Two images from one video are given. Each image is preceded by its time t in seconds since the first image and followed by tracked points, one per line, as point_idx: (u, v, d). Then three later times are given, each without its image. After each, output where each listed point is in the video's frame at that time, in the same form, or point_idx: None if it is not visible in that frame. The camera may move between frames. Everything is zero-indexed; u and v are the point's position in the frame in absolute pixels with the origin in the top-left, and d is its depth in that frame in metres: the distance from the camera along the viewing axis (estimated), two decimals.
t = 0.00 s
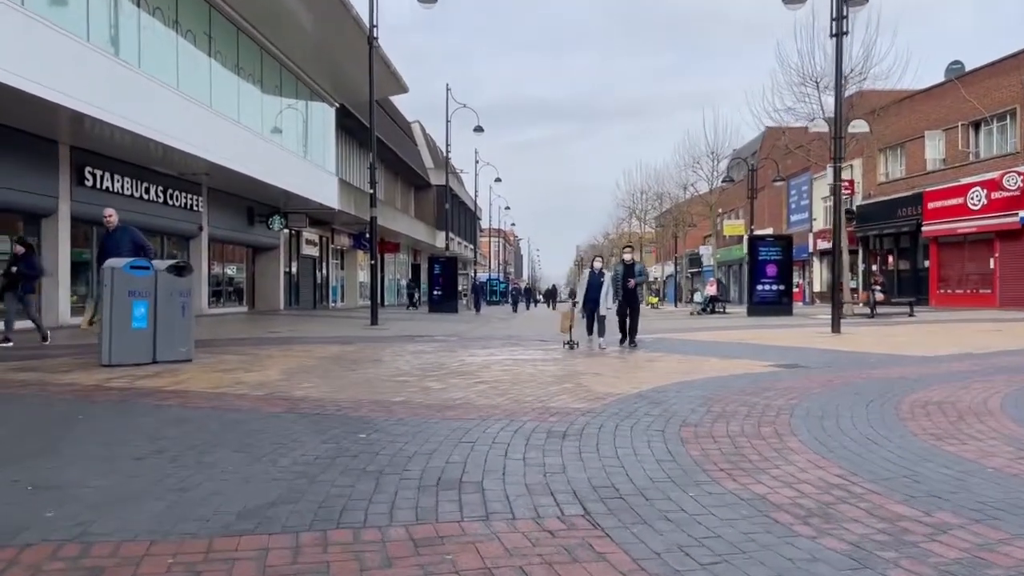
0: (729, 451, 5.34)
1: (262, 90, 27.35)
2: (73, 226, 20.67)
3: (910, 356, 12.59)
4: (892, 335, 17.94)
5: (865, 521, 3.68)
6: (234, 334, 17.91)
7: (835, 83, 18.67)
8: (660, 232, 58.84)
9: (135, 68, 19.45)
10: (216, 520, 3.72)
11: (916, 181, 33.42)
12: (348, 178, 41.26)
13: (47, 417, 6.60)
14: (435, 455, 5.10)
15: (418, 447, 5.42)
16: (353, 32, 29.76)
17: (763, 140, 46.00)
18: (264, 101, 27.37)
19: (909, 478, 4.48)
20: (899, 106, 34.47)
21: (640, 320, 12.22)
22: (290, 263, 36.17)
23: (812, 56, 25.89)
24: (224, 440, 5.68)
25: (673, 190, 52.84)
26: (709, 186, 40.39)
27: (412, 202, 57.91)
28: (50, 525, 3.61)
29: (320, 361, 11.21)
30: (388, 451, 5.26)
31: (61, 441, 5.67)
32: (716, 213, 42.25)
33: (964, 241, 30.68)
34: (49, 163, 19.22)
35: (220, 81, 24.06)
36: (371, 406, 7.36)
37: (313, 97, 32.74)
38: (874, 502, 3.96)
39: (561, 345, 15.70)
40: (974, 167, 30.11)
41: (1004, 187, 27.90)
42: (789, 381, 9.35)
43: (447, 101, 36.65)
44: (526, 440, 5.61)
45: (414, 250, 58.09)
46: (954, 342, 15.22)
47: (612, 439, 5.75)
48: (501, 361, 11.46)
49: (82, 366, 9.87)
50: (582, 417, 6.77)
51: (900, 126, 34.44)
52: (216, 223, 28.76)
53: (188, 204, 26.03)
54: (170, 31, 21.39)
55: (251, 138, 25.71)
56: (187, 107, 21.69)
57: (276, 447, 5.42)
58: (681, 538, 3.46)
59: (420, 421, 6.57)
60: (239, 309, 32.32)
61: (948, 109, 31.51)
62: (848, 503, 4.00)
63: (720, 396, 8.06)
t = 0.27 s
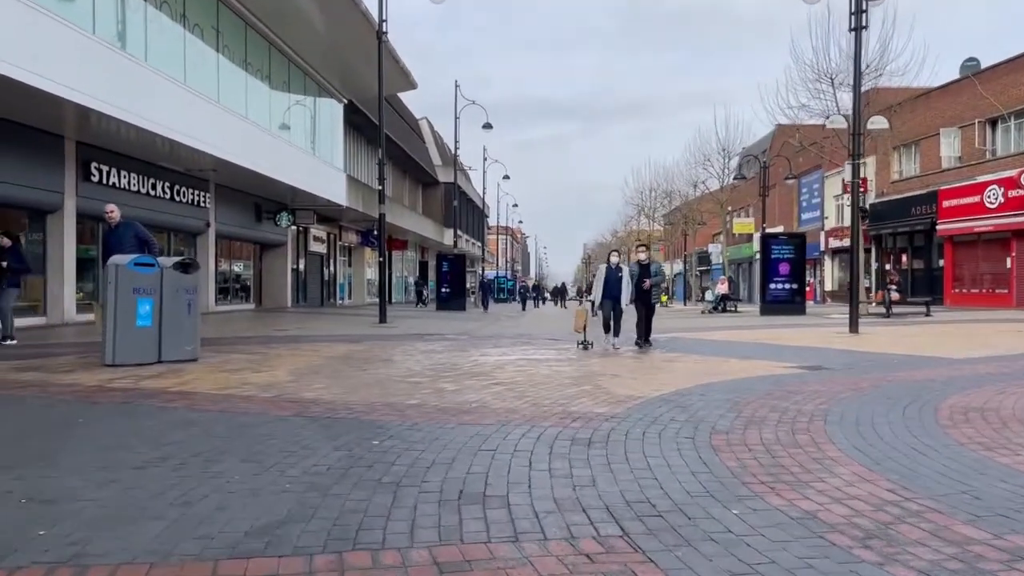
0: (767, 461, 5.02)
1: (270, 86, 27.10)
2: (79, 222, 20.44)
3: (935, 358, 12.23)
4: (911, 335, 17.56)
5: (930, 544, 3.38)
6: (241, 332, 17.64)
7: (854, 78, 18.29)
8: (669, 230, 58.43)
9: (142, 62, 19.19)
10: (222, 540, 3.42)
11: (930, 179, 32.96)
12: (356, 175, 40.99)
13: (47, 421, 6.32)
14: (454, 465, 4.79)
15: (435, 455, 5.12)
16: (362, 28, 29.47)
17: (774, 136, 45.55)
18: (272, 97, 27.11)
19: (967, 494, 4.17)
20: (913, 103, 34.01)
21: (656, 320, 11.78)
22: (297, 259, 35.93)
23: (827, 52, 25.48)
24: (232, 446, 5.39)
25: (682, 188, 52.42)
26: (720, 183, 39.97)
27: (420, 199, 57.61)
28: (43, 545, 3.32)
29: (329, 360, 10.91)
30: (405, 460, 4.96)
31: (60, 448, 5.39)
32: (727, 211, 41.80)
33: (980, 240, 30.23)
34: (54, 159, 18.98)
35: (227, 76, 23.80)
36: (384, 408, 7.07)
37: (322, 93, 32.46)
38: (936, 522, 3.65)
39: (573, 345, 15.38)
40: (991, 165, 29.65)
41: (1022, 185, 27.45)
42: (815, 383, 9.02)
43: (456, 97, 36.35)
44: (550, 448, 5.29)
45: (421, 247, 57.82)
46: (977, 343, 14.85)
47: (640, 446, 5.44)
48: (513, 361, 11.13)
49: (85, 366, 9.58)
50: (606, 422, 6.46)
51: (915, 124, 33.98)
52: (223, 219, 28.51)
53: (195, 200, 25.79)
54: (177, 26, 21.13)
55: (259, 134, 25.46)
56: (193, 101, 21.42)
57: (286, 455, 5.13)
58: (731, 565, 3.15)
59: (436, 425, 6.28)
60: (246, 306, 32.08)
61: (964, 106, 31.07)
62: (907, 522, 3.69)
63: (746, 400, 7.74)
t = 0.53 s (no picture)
0: (807, 474, 4.70)
1: (277, 82, 26.81)
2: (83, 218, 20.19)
3: (961, 359, 11.87)
4: (930, 335, 17.18)
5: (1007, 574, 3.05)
6: (247, 331, 17.38)
7: (872, 73, 17.90)
8: (678, 228, 58.02)
9: (147, 56, 18.92)
10: (225, 566, 3.11)
11: (945, 177, 32.50)
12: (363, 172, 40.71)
13: (45, 425, 6.03)
14: (474, 477, 4.48)
15: (452, 465, 4.81)
16: (370, 23, 29.16)
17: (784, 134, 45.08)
18: (279, 93, 26.84)
19: None
20: (928, 99, 33.55)
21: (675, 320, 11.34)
22: (304, 257, 35.68)
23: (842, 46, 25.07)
24: (237, 455, 5.10)
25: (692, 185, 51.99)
26: (731, 180, 39.54)
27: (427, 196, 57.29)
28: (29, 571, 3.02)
29: (337, 361, 10.62)
30: (421, 471, 4.65)
31: (55, 455, 5.09)
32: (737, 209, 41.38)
33: (996, 238, 29.79)
34: (59, 154, 18.73)
35: (234, 71, 23.52)
36: (396, 412, 6.77)
37: (329, 89, 32.18)
38: (1008, 548, 3.33)
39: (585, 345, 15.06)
40: (1007, 162, 29.18)
41: None
42: (843, 387, 8.69)
43: (464, 94, 36.02)
44: (574, 457, 4.98)
45: (428, 244, 57.55)
46: (1002, 344, 14.46)
47: (669, 455, 5.12)
48: (526, 362, 10.81)
49: (87, 365, 9.30)
50: (631, 427, 6.13)
51: (929, 121, 33.51)
52: (229, 216, 28.26)
53: (201, 197, 25.55)
54: (184, 20, 20.84)
55: (266, 129, 25.19)
56: (200, 96, 21.17)
57: (295, 465, 4.83)
58: None
59: (452, 431, 5.97)
60: (252, 304, 31.84)
61: (980, 102, 30.61)
62: (975, 547, 3.37)
63: (774, 404, 7.41)
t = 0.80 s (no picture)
0: (854, 485, 4.36)
1: (285, 78, 26.55)
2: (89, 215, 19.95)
3: (989, 358, 11.51)
4: (951, 333, 16.81)
5: None
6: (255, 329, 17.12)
7: (891, 65, 17.53)
8: (687, 225, 57.62)
9: (153, 50, 18.67)
10: None
11: (961, 172, 32.03)
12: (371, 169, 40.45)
13: (42, 429, 5.75)
14: (496, 489, 4.17)
15: (473, 474, 4.51)
16: (378, 18, 28.87)
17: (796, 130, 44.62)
18: (286, 89, 26.58)
19: None
20: (943, 94, 33.06)
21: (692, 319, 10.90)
22: (312, 254, 35.44)
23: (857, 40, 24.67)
24: (244, 462, 4.80)
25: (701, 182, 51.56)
26: (741, 177, 39.12)
27: (435, 194, 56.99)
28: None
29: (346, 360, 10.33)
30: (438, 481, 4.33)
31: (50, 462, 4.81)
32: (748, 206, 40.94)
33: (1012, 235, 29.33)
34: (64, 150, 18.49)
35: (241, 66, 23.27)
36: (410, 415, 6.47)
37: (337, 85, 31.90)
38: None
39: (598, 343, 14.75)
40: None
41: None
42: (873, 388, 8.35)
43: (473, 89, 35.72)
44: (602, 466, 4.65)
45: (435, 242, 57.28)
46: None
47: (702, 462, 4.80)
48: (541, 362, 10.50)
49: (90, 366, 9.01)
50: (657, 431, 5.80)
51: (944, 115, 33.04)
52: (237, 213, 28.02)
53: (208, 193, 25.32)
54: (190, 13, 20.58)
55: (273, 125, 24.94)
56: (206, 91, 20.93)
57: (304, 473, 4.53)
58: None
59: (469, 436, 5.66)
60: (260, 302, 31.60)
61: (997, 96, 30.15)
62: None
63: (804, 407, 7.08)
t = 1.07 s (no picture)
0: (911, 502, 4.04)
1: (295, 76, 26.31)
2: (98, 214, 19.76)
3: None
4: (976, 331, 16.40)
5: None
6: (265, 329, 16.89)
7: (914, 56, 17.08)
8: (699, 221, 57.14)
9: (163, 47, 18.45)
10: None
11: (980, 167, 31.49)
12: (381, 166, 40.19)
13: (44, 438, 5.48)
14: (525, 506, 3.86)
15: (500, 488, 4.20)
16: (388, 14, 28.56)
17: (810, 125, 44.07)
18: (296, 87, 26.34)
19: None
20: (961, 88, 32.51)
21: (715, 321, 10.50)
22: (322, 253, 35.22)
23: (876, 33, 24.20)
24: (254, 475, 4.51)
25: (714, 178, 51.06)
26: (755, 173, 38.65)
27: (445, 191, 56.67)
28: None
29: (360, 362, 10.04)
30: (463, 497, 4.03)
31: (49, 477, 4.51)
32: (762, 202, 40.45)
33: None
34: (73, 148, 18.30)
35: (250, 63, 23.03)
36: (428, 421, 6.16)
37: (347, 82, 31.62)
38: None
39: (615, 343, 14.42)
40: None
41: None
42: (909, 390, 8.01)
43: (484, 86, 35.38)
44: (637, 479, 4.34)
45: (446, 240, 56.99)
46: None
47: (743, 475, 4.48)
48: (559, 363, 10.17)
49: (97, 369, 8.74)
50: (691, 439, 5.48)
51: (963, 109, 32.49)
52: (247, 212, 27.80)
53: (218, 192, 25.11)
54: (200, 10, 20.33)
55: (283, 122, 24.71)
56: (216, 88, 20.71)
57: (319, 488, 4.24)
58: None
59: (493, 444, 5.35)
60: (270, 300, 31.40)
61: (1018, 89, 29.60)
62: None
63: (841, 412, 6.74)
